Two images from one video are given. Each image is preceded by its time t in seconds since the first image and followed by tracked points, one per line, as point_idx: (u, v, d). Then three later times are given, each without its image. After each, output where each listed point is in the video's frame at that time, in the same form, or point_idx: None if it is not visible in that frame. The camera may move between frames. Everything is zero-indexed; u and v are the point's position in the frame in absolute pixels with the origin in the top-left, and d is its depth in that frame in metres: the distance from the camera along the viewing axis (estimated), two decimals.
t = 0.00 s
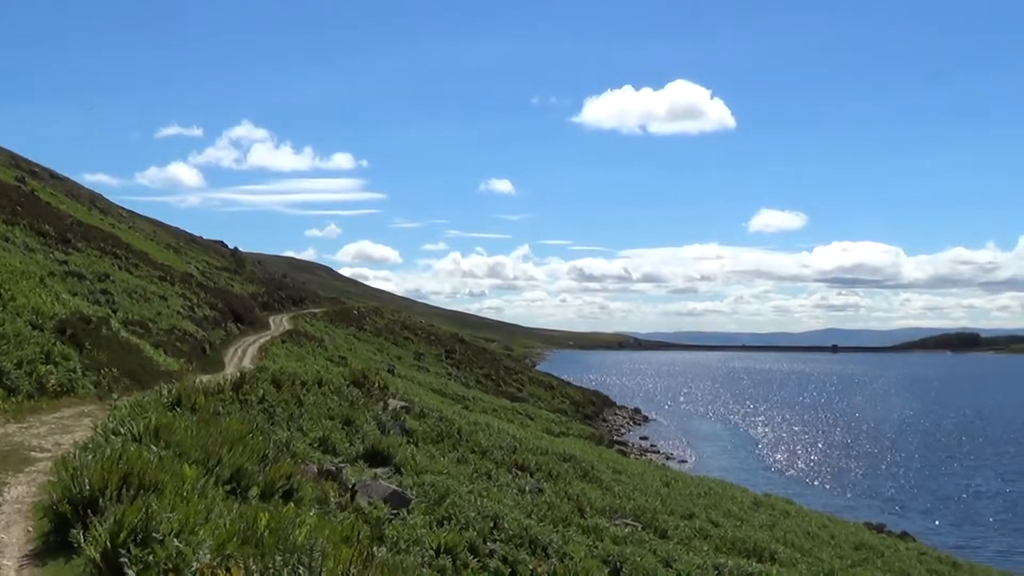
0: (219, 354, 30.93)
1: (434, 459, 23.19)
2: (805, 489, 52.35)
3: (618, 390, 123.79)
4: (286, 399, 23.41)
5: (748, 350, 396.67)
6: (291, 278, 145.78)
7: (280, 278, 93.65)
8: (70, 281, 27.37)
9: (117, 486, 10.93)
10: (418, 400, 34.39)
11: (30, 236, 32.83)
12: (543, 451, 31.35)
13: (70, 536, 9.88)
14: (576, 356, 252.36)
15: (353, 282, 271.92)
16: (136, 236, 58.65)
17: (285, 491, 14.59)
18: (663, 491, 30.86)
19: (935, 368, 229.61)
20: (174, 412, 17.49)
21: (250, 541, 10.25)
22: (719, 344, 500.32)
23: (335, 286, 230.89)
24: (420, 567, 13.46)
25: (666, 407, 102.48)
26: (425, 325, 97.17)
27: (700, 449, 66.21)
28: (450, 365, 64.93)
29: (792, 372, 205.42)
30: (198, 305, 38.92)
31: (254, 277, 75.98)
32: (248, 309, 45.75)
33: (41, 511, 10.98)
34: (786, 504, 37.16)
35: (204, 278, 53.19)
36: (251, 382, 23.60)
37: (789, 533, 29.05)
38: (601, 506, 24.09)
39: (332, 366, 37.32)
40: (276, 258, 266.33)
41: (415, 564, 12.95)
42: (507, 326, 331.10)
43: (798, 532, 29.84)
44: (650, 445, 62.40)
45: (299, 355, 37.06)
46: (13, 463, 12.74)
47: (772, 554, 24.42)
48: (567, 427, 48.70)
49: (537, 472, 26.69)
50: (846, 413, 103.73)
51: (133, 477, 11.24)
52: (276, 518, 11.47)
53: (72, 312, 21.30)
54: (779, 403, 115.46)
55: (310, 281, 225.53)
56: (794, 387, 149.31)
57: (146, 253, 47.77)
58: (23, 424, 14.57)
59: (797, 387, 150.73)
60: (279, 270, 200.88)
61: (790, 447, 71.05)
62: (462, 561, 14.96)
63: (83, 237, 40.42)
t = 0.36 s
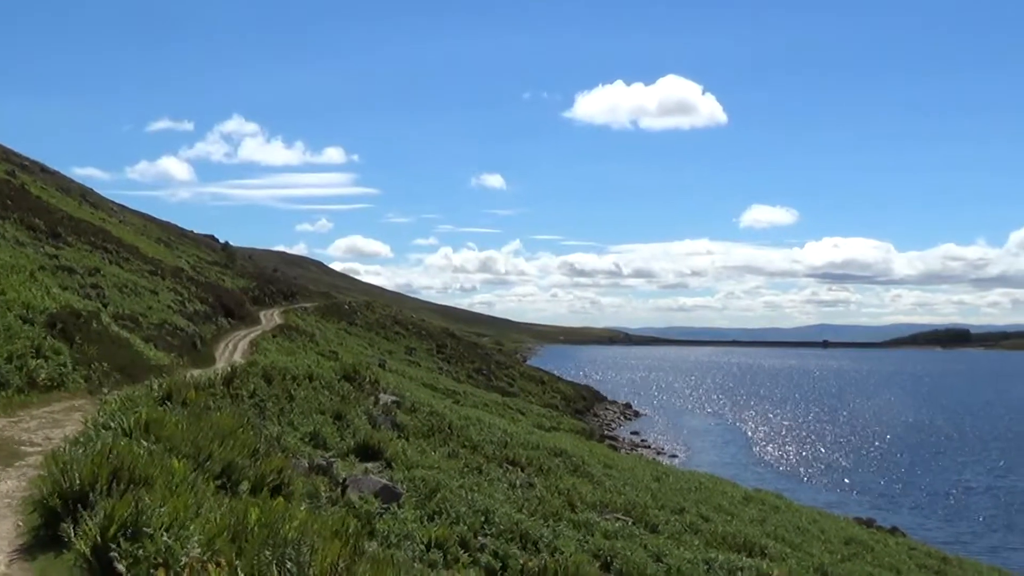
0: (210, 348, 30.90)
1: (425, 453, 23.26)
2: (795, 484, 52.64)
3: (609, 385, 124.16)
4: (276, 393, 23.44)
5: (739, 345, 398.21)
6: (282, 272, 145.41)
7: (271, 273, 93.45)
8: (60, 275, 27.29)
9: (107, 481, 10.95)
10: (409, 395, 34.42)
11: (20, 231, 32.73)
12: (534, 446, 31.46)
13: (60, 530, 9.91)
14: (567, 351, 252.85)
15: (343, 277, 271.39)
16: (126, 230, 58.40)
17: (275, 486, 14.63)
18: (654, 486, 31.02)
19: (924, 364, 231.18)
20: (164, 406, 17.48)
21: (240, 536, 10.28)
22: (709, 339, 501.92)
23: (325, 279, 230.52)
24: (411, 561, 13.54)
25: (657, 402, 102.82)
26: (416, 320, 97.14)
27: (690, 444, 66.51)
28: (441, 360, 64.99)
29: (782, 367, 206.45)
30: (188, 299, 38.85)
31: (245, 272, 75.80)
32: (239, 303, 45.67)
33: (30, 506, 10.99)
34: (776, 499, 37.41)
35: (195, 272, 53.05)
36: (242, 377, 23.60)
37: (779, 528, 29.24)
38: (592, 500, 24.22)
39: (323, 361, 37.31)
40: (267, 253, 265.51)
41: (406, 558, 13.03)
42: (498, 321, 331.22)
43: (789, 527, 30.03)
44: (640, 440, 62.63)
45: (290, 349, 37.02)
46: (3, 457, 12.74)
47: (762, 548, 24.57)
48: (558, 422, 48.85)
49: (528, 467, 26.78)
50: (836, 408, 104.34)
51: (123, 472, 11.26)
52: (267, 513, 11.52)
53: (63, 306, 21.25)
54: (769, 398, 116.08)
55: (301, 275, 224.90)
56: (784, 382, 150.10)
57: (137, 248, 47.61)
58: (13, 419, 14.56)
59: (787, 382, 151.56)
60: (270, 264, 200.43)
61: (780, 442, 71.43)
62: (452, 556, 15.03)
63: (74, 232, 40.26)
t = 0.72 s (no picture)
0: (197, 340, 30.82)
1: (412, 445, 23.35)
2: (782, 475, 53.09)
3: (596, 377, 124.61)
4: (262, 385, 23.43)
5: (724, 337, 400.57)
6: (269, 265, 144.86)
7: (258, 265, 93.04)
8: (45, 267, 27.14)
9: (92, 474, 10.95)
10: (396, 387, 34.47)
11: (6, 223, 32.52)
12: (521, 438, 31.59)
13: (44, 524, 9.94)
14: (554, 343, 253.43)
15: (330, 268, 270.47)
16: (112, 221, 58.01)
17: (262, 478, 14.66)
18: (641, 477, 31.28)
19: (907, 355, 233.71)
20: (150, 399, 17.44)
21: (226, 528, 10.33)
22: (695, 331, 504.22)
23: (312, 271, 229.76)
24: (397, 553, 13.62)
25: (644, 393, 103.37)
26: (403, 312, 97.06)
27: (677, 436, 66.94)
28: (428, 352, 65.07)
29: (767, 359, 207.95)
30: (175, 291, 38.70)
31: (232, 264, 75.49)
32: (226, 295, 45.53)
33: (15, 499, 11.00)
34: (763, 490, 37.79)
35: (181, 264, 52.78)
36: (228, 369, 23.57)
37: (766, 519, 29.53)
38: (579, 492, 24.39)
39: (310, 353, 37.29)
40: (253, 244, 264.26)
41: (392, 550, 13.11)
42: (486, 313, 331.57)
43: (775, 517, 30.34)
44: (627, 432, 62.96)
45: (276, 341, 36.97)
46: None
47: (749, 539, 24.80)
48: (545, 414, 49.08)
49: (515, 459, 26.91)
50: (821, 399, 105.26)
51: (108, 465, 11.26)
52: (253, 505, 11.56)
53: (48, 299, 21.14)
54: (755, 389, 116.91)
55: (287, 267, 224.09)
56: (769, 373, 151.29)
57: (123, 240, 47.33)
58: None
59: (772, 373, 152.74)
60: (256, 256, 199.58)
61: (766, 433, 72.00)
62: (439, 547, 15.13)
63: (59, 223, 39.99)
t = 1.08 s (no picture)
0: (181, 333, 30.73)
1: (398, 437, 23.44)
2: (766, 465, 53.58)
3: (582, 368, 125.10)
4: (247, 378, 23.43)
5: (709, 328, 402.96)
6: (253, 257, 144.14)
7: (242, 257, 92.55)
8: (29, 261, 26.94)
9: (77, 468, 10.96)
10: (382, 379, 34.53)
11: None
12: (507, 429, 31.74)
13: (29, 518, 9.96)
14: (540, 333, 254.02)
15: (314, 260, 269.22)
16: (94, 214, 57.49)
17: (247, 471, 14.72)
18: (627, 468, 31.55)
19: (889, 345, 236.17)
20: (135, 392, 17.42)
21: (211, 521, 10.38)
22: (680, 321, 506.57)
23: (295, 263, 228.57)
24: (383, 545, 13.72)
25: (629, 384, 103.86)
26: (389, 304, 96.91)
27: (662, 426, 67.39)
28: (413, 343, 65.12)
29: (751, 349, 209.49)
30: (159, 284, 38.51)
31: (216, 257, 75.12)
32: (210, 288, 45.31)
33: None
34: (748, 479, 38.19)
35: (166, 257, 52.47)
36: (213, 362, 23.52)
37: (751, 508, 29.90)
38: (565, 483, 24.59)
39: (295, 345, 37.23)
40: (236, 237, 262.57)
41: (378, 542, 13.21)
42: (471, 304, 331.66)
43: (761, 507, 30.72)
44: (613, 423, 63.31)
45: (262, 334, 36.90)
46: None
47: (734, 529, 25.10)
48: (531, 405, 49.29)
49: (501, 450, 27.08)
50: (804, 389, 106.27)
51: (93, 458, 11.27)
52: (238, 498, 11.60)
53: (32, 292, 21.03)
54: (740, 379, 117.75)
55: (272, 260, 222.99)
56: (754, 363, 152.49)
57: (106, 233, 46.97)
58: None
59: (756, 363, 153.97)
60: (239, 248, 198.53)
61: (750, 423, 72.64)
62: (426, 539, 15.26)
63: (42, 217, 39.63)
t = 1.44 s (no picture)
0: (170, 328, 30.68)
1: (386, 432, 23.49)
2: (754, 459, 53.92)
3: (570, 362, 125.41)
4: (236, 372, 23.43)
5: (697, 322, 404.52)
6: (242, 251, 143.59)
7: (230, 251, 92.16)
8: (16, 255, 26.80)
9: (64, 463, 10.98)
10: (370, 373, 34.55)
11: None
12: (495, 423, 31.82)
13: (16, 513, 9.98)
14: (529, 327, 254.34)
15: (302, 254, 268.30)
16: (81, 208, 57.13)
17: (235, 466, 14.76)
18: (616, 462, 31.74)
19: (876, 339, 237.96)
20: (123, 387, 17.40)
21: (198, 516, 10.42)
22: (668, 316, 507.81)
23: (283, 257, 227.74)
24: (371, 540, 13.78)
25: (618, 378, 104.18)
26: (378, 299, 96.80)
27: (651, 420, 67.70)
28: (402, 338, 65.11)
29: (739, 343, 210.69)
30: (148, 278, 38.36)
31: (205, 251, 74.81)
32: (198, 282, 45.16)
33: None
34: (736, 473, 38.46)
35: (154, 251, 52.20)
36: (201, 356, 23.49)
37: (740, 502, 30.13)
38: (554, 477, 24.72)
39: (284, 340, 37.19)
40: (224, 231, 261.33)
41: (366, 537, 13.29)
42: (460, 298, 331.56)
43: (750, 501, 30.96)
44: (602, 417, 63.56)
45: (250, 328, 36.84)
46: None
47: (722, 523, 25.30)
48: (520, 399, 49.44)
49: (489, 444, 27.18)
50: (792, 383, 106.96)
51: (80, 453, 11.28)
52: (225, 493, 11.64)
53: (19, 287, 20.94)
54: (728, 373, 118.33)
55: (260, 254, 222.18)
56: (742, 357, 153.32)
57: (93, 226, 46.71)
58: None
59: (744, 357, 154.82)
60: (226, 242, 197.80)
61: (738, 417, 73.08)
62: (414, 533, 15.33)
63: (30, 211, 39.38)
